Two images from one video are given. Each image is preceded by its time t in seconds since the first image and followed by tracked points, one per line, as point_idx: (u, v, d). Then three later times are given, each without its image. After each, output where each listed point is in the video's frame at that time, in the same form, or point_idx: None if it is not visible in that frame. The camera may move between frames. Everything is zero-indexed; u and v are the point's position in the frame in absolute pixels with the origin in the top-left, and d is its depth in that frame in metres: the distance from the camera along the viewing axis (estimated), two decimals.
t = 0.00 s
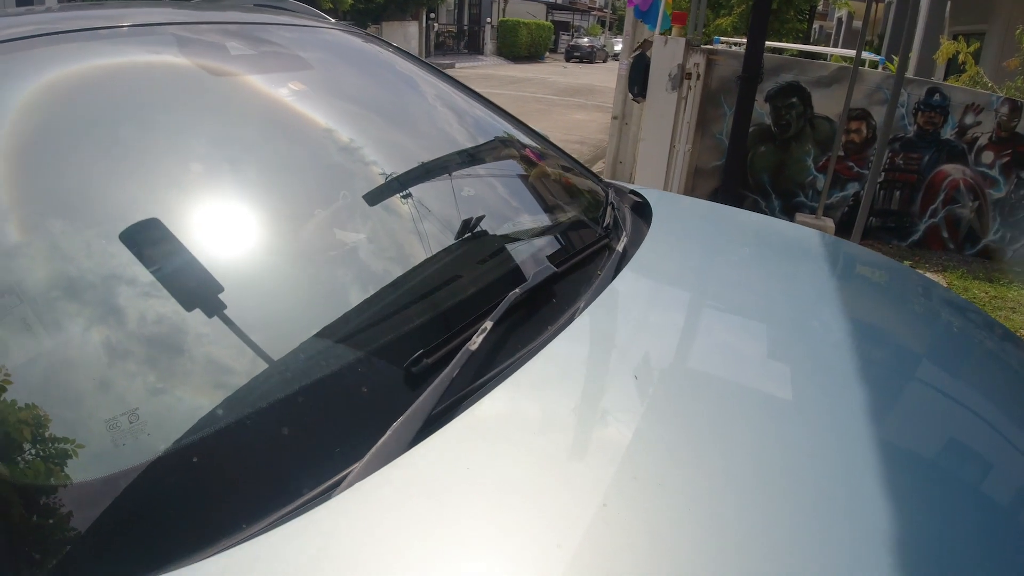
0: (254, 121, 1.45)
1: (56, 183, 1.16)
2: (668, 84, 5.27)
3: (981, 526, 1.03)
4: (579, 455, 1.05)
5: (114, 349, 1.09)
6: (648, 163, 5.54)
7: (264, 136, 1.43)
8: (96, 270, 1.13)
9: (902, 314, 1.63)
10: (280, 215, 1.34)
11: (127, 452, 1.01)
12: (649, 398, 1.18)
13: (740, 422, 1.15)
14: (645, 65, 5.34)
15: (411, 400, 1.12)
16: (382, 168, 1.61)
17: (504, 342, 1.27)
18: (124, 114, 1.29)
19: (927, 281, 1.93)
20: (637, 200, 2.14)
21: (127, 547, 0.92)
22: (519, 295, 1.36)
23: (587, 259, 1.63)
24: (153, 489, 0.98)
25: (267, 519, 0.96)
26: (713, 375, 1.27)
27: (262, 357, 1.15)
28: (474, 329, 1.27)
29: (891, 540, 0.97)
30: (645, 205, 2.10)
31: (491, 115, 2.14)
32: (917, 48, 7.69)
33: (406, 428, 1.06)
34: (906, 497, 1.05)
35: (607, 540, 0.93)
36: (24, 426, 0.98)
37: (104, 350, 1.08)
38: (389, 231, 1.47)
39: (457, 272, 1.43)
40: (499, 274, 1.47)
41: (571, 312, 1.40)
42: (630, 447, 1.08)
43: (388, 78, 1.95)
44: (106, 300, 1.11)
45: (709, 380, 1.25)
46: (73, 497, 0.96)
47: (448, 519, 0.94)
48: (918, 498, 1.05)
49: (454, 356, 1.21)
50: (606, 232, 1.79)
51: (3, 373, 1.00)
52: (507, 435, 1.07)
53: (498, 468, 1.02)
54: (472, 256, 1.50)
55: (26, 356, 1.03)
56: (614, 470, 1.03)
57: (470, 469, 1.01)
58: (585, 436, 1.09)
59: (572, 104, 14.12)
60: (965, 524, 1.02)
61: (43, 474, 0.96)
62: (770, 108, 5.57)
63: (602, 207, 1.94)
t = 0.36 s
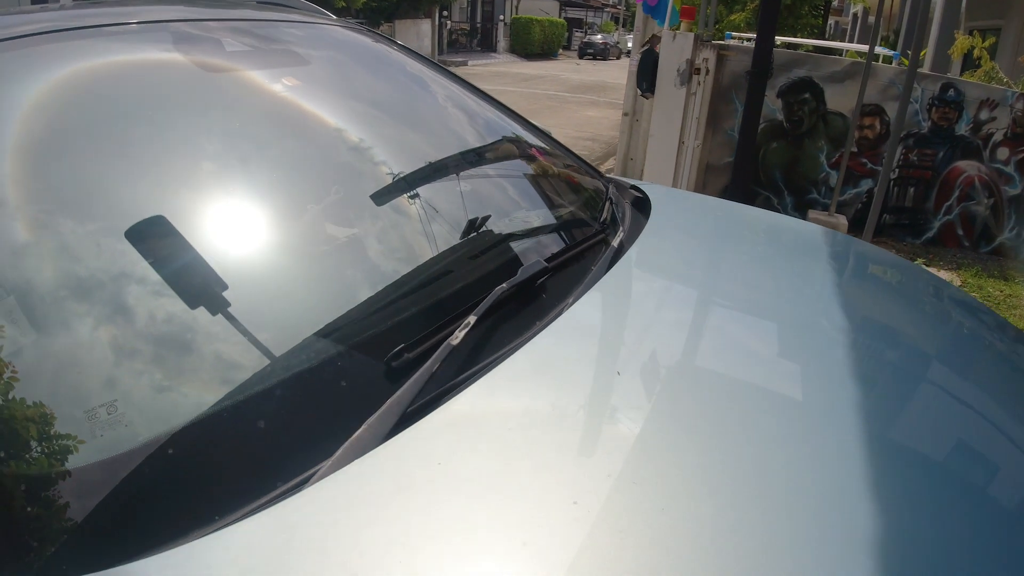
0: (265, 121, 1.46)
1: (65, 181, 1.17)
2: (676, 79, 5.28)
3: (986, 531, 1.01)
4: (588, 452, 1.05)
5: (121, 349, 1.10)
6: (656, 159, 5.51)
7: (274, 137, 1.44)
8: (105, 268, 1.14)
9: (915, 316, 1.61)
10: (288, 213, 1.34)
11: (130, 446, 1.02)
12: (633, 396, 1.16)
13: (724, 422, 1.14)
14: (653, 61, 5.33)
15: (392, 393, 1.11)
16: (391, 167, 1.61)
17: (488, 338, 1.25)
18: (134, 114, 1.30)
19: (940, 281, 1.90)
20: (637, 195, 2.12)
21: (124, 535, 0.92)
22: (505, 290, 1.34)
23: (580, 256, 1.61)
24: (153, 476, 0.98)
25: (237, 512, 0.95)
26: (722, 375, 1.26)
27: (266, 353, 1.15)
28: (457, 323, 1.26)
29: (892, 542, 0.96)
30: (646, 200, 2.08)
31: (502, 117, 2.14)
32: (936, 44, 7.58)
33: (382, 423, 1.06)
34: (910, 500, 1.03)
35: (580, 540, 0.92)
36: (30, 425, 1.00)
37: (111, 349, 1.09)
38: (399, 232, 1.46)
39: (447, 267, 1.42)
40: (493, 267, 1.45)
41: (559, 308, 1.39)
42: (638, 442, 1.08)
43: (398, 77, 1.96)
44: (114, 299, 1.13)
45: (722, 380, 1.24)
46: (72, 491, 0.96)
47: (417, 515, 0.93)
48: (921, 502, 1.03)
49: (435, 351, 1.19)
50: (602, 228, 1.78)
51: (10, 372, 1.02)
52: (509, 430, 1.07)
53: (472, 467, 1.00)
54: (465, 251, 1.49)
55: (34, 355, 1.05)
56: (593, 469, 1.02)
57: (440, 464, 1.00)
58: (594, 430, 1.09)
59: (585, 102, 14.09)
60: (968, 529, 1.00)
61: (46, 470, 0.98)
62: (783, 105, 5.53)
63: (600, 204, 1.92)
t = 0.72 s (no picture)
0: (261, 128, 1.46)
1: (61, 187, 1.17)
2: (670, 83, 5.22)
3: (977, 531, 1.02)
4: (586, 450, 1.06)
5: (118, 353, 1.10)
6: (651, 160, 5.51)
7: (271, 143, 1.44)
8: (102, 272, 1.14)
9: (906, 320, 1.62)
10: (285, 218, 1.35)
11: (129, 450, 1.02)
12: (624, 403, 1.16)
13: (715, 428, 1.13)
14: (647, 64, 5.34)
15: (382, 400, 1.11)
16: (387, 174, 1.62)
17: (479, 345, 1.25)
18: (131, 121, 1.30)
19: (930, 288, 1.91)
20: (627, 201, 2.13)
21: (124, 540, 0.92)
22: (494, 298, 1.34)
23: (571, 262, 1.60)
24: (153, 480, 0.98)
25: (231, 516, 0.94)
26: (717, 378, 1.26)
27: (263, 358, 1.15)
28: (447, 331, 1.25)
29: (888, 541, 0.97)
30: (634, 205, 2.09)
31: (496, 124, 2.15)
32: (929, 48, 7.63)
33: (371, 430, 1.05)
34: (902, 503, 1.04)
35: (572, 546, 0.92)
36: (28, 428, 0.99)
37: (108, 354, 1.09)
38: (394, 237, 1.47)
39: (437, 273, 1.42)
40: (484, 274, 1.45)
41: (548, 315, 1.38)
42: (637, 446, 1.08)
43: (393, 84, 1.97)
44: (111, 303, 1.13)
45: (719, 384, 1.24)
46: (71, 494, 0.96)
47: (408, 519, 0.93)
48: (913, 503, 1.04)
49: (426, 359, 1.18)
50: (592, 233, 1.77)
51: (7, 377, 1.02)
52: (505, 433, 1.07)
53: (460, 474, 1.00)
54: (456, 258, 1.49)
55: (31, 359, 1.05)
56: (582, 474, 1.02)
57: (429, 470, 1.00)
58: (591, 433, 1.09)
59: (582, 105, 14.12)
60: (959, 529, 1.02)
61: (44, 474, 0.97)
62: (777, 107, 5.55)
63: (589, 209, 1.93)
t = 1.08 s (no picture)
0: (253, 132, 1.45)
1: (49, 192, 1.15)
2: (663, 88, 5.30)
3: (978, 533, 1.03)
4: (579, 460, 1.05)
5: (108, 359, 1.08)
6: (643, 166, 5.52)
7: (263, 147, 1.43)
8: (91, 278, 1.12)
9: (898, 322, 1.63)
10: (278, 222, 1.34)
11: (121, 460, 1.01)
12: (637, 416, 1.14)
13: (727, 440, 1.12)
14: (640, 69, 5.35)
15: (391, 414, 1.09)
16: (379, 178, 1.60)
17: (485, 357, 1.23)
18: (121, 125, 1.29)
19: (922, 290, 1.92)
20: (626, 207, 2.13)
21: (123, 556, 0.91)
22: (501, 307, 1.33)
23: (574, 271, 1.59)
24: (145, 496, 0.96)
25: (239, 539, 0.93)
26: (712, 385, 1.25)
27: (255, 367, 1.14)
28: (454, 343, 1.24)
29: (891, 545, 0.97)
30: (634, 212, 2.10)
31: (487, 126, 2.14)
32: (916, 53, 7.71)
33: (380, 447, 1.03)
34: (903, 503, 1.04)
35: (582, 561, 0.90)
36: (16, 436, 0.97)
37: (98, 360, 1.07)
38: (386, 240, 1.46)
39: (442, 283, 1.41)
40: (486, 284, 1.45)
41: (556, 324, 1.37)
42: (630, 454, 1.07)
43: (385, 88, 1.96)
44: (101, 308, 1.11)
45: (727, 392, 1.24)
46: (63, 507, 0.95)
47: (421, 536, 0.92)
48: (913, 506, 1.04)
49: (434, 372, 1.17)
50: (594, 241, 1.77)
51: None
52: (505, 444, 1.06)
53: (473, 491, 0.98)
54: (460, 268, 1.48)
55: (19, 366, 1.02)
56: (593, 490, 1.00)
57: (443, 489, 0.98)
58: (586, 443, 1.08)
59: (571, 109, 14.14)
60: (961, 530, 1.02)
61: (33, 484, 0.96)
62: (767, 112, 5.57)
63: (590, 215, 1.93)
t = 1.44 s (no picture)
0: (240, 130, 1.42)
1: (32, 193, 1.12)
2: (658, 89, 5.30)
3: (986, 536, 1.02)
4: (572, 466, 1.03)
5: (92, 365, 1.04)
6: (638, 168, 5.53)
7: (251, 146, 1.40)
8: (76, 281, 1.09)
9: (893, 320, 1.63)
10: (269, 223, 1.31)
11: (105, 470, 0.97)
12: (655, 431, 1.12)
13: (742, 449, 1.11)
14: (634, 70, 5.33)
15: (406, 436, 1.09)
16: (369, 176, 1.58)
17: (498, 370, 1.22)
18: (105, 124, 1.25)
19: (914, 287, 1.93)
20: (630, 209, 2.15)
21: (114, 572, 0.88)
22: (513, 317, 1.32)
23: (583, 277, 1.60)
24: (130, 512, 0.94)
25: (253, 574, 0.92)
26: (706, 387, 1.25)
27: (245, 376, 1.12)
28: (468, 356, 1.23)
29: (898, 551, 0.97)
30: (640, 214, 2.11)
31: (477, 121, 2.12)
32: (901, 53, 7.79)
33: (397, 471, 1.01)
34: (908, 507, 1.04)
35: None
36: None
37: (81, 366, 1.03)
38: (375, 239, 1.44)
39: (449, 290, 1.41)
40: (492, 293, 1.44)
41: (570, 332, 1.37)
42: (620, 458, 1.06)
43: (374, 84, 1.93)
44: (84, 312, 1.07)
45: (734, 397, 1.23)
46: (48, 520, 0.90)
47: (447, 560, 0.89)
48: (915, 508, 1.04)
49: (447, 389, 1.16)
50: (601, 246, 1.78)
51: None
52: (507, 454, 1.04)
53: (495, 513, 0.96)
54: (470, 271, 1.49)
55: None
56: (616, 507, 0.98)
57: (468, 520, 0.94)
58: (579, 446, 1.07)
59: (559, 108, 14.16)
60: (967, 532, 1.02)
61: (12, 495, 0.90)
62: (757, 113, 5.59)
63: (594, 220, 1.92)
